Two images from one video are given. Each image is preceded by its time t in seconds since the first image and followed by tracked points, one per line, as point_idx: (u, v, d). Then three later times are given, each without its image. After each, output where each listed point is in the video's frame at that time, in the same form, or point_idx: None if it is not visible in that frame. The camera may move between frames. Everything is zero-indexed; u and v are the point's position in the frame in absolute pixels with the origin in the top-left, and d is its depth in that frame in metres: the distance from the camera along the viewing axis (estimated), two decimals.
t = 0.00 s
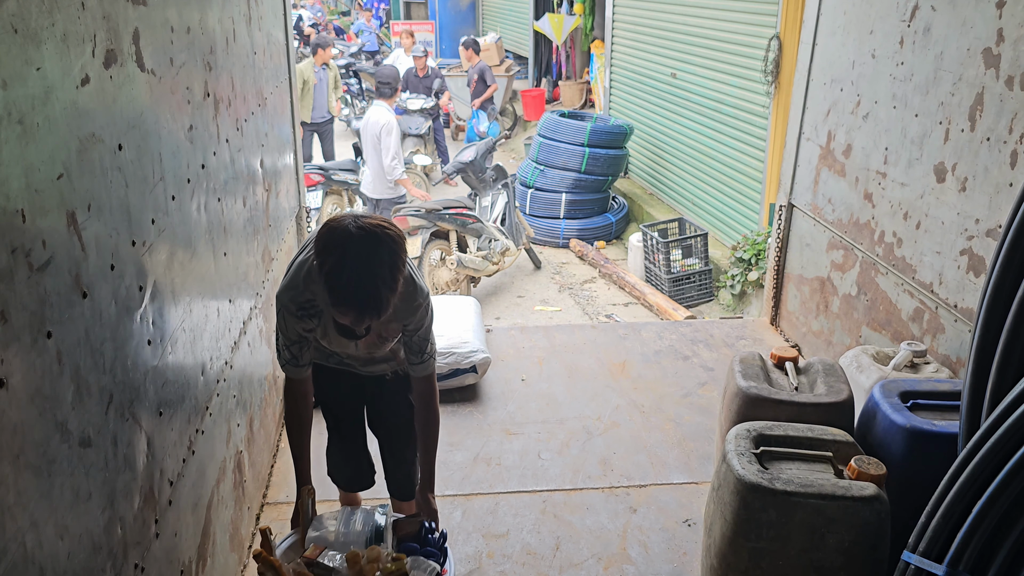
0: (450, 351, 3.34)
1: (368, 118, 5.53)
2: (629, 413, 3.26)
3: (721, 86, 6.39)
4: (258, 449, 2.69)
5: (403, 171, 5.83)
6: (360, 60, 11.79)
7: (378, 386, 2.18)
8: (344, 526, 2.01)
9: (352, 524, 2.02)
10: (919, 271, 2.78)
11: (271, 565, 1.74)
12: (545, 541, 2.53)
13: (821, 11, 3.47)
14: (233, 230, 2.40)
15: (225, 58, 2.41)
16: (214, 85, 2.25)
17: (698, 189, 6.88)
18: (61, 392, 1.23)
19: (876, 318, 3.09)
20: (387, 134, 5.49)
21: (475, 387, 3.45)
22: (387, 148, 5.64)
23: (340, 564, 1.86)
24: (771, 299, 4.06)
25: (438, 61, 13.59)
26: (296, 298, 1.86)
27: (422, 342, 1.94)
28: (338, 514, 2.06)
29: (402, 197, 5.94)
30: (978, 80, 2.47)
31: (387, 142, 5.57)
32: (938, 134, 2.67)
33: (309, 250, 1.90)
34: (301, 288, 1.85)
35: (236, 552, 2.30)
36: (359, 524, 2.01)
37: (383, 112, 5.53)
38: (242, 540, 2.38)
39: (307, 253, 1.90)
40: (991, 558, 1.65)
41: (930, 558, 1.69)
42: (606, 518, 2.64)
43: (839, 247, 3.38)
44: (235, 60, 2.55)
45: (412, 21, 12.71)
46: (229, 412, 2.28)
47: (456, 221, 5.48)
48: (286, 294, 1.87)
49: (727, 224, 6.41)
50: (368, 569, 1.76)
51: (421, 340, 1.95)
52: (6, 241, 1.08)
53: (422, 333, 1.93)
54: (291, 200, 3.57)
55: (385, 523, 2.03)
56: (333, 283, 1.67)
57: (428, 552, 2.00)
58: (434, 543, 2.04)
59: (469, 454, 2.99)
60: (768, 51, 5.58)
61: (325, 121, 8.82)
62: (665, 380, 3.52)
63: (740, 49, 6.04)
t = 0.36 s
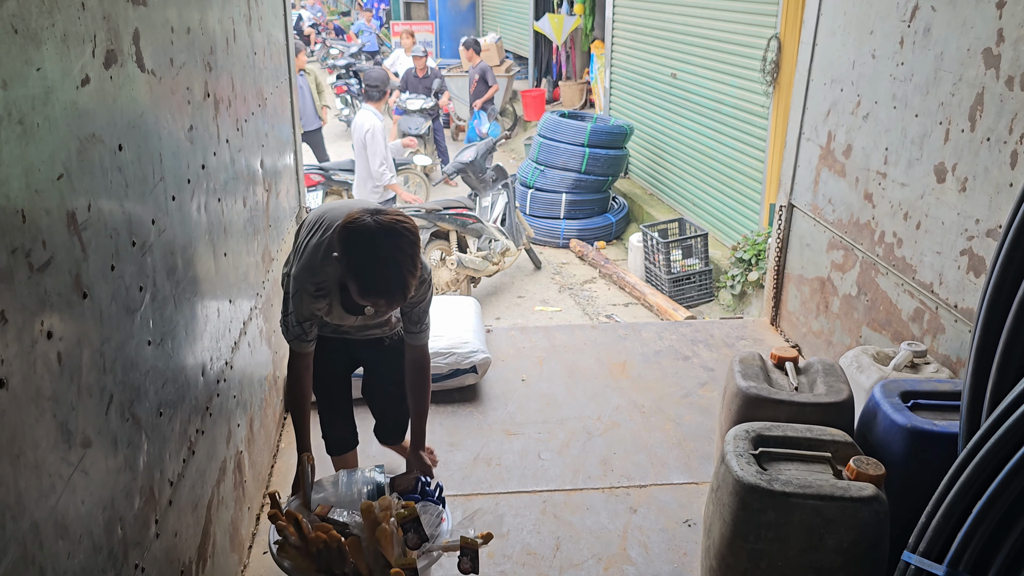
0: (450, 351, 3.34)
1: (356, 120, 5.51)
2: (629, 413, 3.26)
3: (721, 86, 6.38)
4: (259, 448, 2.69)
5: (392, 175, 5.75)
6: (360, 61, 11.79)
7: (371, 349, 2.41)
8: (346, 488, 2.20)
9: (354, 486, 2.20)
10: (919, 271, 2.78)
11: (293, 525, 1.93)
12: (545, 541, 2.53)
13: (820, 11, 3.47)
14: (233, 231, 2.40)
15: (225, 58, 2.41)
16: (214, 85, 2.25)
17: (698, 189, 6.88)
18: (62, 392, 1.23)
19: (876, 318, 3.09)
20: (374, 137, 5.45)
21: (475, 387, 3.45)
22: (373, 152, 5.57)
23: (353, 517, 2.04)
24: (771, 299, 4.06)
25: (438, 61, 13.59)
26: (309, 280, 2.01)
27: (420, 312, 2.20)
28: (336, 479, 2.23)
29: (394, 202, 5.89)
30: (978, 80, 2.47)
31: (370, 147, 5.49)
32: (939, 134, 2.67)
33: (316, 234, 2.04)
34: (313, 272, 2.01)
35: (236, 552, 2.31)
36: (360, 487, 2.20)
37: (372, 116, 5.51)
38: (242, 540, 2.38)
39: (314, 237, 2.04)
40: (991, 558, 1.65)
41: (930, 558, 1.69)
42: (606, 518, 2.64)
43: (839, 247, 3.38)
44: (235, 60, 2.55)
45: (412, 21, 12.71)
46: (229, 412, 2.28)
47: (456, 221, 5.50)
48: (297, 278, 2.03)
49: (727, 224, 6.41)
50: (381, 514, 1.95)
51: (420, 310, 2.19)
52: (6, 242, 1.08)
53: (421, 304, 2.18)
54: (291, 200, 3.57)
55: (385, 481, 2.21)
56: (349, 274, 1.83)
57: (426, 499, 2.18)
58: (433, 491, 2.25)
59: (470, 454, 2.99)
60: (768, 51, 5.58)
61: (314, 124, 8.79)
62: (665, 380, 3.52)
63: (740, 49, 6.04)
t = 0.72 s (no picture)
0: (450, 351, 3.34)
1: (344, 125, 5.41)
2: (629, 413, 3.26)
3: (721, 86, 6.38)
4: (259, 448, 2.69)
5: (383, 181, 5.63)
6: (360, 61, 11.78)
7: (376, 326, 2.54)
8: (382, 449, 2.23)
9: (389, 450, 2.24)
10: (919, 271, 2.78)
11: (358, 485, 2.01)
12: (545, 541, 2.53)
13: (820, 11, 3.47)
14: (233, 231, 2.39)
15: (226, 58, 2.41)
16: (214, 85, 2.26)
17: (699, 189, 6.88)
18: (62, 392, 1.23)
19: (876, 318, 3.09)
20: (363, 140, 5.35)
21: (476, 387, 3.45)
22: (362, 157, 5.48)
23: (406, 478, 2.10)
24: (772, 299, 4.05)
25: (439, 61, 13.59)
26: (381, 270, 2.04)
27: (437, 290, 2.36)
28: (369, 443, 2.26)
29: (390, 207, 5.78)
30: (979, 80, 2.47)
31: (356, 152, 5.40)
32: (939, 134, 2.67)
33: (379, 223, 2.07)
34: (387, 259, 2.04)
35: (237, 552, 2.31)
36: (395, 448, 2.25)
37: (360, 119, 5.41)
38: (242, 540, 2.38)
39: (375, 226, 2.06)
40: (991, 559, 1.65)
41: (930, 559, 1.69)
42: (606, 518, 2.65)
43: (839, 247, 3.38)
44: (235, 60, 2.55)
45: (413, 21, 12.71)
46: (229, 412, 2.28)
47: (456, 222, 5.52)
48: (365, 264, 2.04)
49: (728, 225, 6.41)
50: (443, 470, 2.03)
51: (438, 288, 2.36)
52: (6, 242, 1.08)
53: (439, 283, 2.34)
54: (291, 201, 3.57)
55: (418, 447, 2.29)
56: (451, 265, 1.97)
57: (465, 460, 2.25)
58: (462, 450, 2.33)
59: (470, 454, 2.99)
60: (768, 51, 5.57)
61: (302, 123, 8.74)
62: (665, 380, 3.52)
63: (740, 49, 6.04)
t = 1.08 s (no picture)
0: (450, 351, 3.35)
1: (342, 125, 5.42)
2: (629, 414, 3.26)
3: (722, 86, 6.38)
4: (259, 448, 2.69)
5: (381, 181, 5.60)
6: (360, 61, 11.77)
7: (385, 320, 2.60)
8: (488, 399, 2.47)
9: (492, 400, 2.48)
10: (919, 271, 2.78)
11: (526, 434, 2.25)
12: (545, 542, 2.53)
13: (820, 11, 3.47)
14: (233, 231, 2.39)
15: (226, 58, 2.41)
16: (215, 85, 2.26)
17: (699, 189, 6.87)
18: (62, 392, 1.23)
19: (876, 318, 3.09)
20: (360, 140, 5.34)
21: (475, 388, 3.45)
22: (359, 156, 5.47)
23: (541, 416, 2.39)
24: (772, 299, 4.05)
25: (439, 61, 13.59)
26: (436, 253, 2.17)
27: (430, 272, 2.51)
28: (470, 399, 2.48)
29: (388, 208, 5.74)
30: (979, 80, 2.47)
31: (353, 152, 5.39)
32: (939, 134, 2.67)
33: (422, 211, 2.18)
34: (444, 242, 2.18)
35: (237, 552, 2.31)
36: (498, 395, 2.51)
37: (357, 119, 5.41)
38: (242, 541, 2.38)
39: (424, 215, 2.16)
40: (991, 559, 1.65)
41: (930, 559, 1.69)
42: (606, 518, 2.65)
43: (840, 247, 3.38)
44: (235, 60, 2.55)
45: (413, 21, 12.71)
46: (229, 412, 2.28)
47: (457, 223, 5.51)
48: (429, 249, 2.15)
49: (728, 225, 6.41)
50: (581, 402, 2.36)
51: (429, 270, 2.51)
52: (6, 242, 1.08)
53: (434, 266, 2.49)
54: (291, 201, 3.57)
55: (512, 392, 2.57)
56: (506, 241, 2.20)
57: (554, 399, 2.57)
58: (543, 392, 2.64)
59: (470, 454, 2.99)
60: (768, 51, 5.57)
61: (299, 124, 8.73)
62: (665, 381, 3.52)
63: (740, 49, 6.04)
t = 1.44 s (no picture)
0: (450, 351, 3.35)
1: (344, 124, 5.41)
2: (629, 414, 3.26)
3: (721, 86, 6.38)
4: (259, 448, 2.69)
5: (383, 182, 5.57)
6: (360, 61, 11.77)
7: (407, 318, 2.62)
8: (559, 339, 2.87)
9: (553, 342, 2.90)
10: (919, 271, 2.78)
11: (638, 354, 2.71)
12: (545, 542, 2.53)
13: (820, 11, 3.47)
14: (233, 231, 2.39)
15: (226, 58, 2.42)
16: (215, 85, 2.26)
17: (699, 189, 6.88)
18: (62, 392, 1.23)
19: (876, 318, 3.09)
20: (364, 140, 5.33)
21: (475, 388, 3.46)
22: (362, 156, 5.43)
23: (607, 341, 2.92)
24: (772, 299, 4.05)
25: (439, 61, 13.59)
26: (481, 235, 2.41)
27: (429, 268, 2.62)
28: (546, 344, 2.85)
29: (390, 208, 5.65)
30: (979, 80, 2.47)
31: (355, 151, 5.38)
32: (939, 135, 2.67)
33: (452, 202, 2.40)
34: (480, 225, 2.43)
35: (237, 553, 2.31)
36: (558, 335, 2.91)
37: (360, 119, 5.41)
38: (242, 541, 2.38)
39: (458, 203, 2.41)
40: (991, 559, 1.65)
41: (930, 559, 1.69)
42: (606, 518, 2.64)
43: (840, 248, 3.38)
44: (235, 60, 2.55)
45: (412, 21, 12.71)
46: (229, 412, 2.28)
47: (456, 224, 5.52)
48: (477, 233, 2.39)
49: (728, 225, 6.41)
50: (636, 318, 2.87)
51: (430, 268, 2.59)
52: (6, 242, 1.08)
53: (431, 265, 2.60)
54: (291, 201, 3.57)
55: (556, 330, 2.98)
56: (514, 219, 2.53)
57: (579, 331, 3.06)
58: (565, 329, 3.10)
59: (470, 454, 2.99)
60: (768, 51, 5.57)
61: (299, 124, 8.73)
62: (665, 381, 3.52)
63: (740, 49, 6.05)
